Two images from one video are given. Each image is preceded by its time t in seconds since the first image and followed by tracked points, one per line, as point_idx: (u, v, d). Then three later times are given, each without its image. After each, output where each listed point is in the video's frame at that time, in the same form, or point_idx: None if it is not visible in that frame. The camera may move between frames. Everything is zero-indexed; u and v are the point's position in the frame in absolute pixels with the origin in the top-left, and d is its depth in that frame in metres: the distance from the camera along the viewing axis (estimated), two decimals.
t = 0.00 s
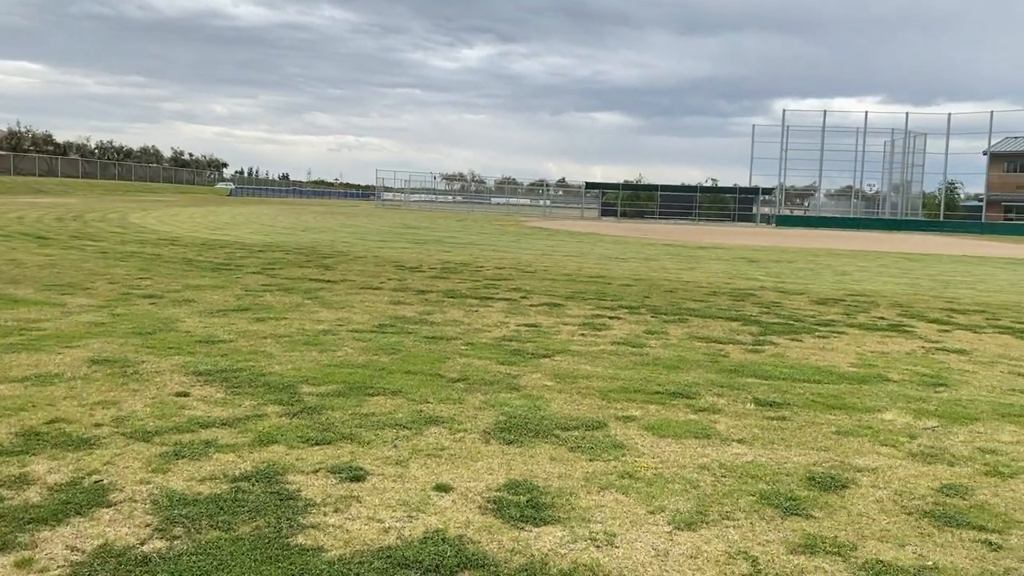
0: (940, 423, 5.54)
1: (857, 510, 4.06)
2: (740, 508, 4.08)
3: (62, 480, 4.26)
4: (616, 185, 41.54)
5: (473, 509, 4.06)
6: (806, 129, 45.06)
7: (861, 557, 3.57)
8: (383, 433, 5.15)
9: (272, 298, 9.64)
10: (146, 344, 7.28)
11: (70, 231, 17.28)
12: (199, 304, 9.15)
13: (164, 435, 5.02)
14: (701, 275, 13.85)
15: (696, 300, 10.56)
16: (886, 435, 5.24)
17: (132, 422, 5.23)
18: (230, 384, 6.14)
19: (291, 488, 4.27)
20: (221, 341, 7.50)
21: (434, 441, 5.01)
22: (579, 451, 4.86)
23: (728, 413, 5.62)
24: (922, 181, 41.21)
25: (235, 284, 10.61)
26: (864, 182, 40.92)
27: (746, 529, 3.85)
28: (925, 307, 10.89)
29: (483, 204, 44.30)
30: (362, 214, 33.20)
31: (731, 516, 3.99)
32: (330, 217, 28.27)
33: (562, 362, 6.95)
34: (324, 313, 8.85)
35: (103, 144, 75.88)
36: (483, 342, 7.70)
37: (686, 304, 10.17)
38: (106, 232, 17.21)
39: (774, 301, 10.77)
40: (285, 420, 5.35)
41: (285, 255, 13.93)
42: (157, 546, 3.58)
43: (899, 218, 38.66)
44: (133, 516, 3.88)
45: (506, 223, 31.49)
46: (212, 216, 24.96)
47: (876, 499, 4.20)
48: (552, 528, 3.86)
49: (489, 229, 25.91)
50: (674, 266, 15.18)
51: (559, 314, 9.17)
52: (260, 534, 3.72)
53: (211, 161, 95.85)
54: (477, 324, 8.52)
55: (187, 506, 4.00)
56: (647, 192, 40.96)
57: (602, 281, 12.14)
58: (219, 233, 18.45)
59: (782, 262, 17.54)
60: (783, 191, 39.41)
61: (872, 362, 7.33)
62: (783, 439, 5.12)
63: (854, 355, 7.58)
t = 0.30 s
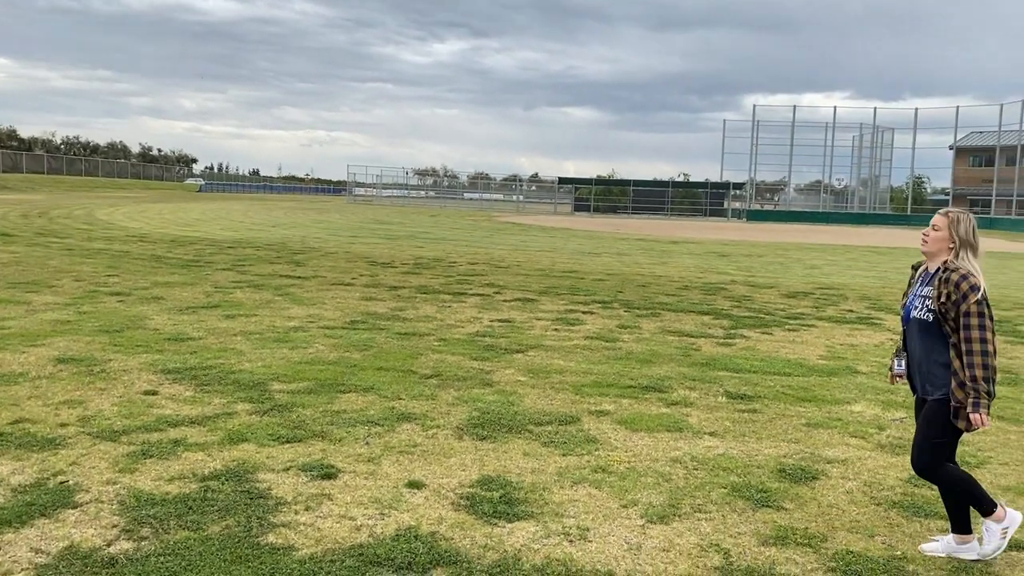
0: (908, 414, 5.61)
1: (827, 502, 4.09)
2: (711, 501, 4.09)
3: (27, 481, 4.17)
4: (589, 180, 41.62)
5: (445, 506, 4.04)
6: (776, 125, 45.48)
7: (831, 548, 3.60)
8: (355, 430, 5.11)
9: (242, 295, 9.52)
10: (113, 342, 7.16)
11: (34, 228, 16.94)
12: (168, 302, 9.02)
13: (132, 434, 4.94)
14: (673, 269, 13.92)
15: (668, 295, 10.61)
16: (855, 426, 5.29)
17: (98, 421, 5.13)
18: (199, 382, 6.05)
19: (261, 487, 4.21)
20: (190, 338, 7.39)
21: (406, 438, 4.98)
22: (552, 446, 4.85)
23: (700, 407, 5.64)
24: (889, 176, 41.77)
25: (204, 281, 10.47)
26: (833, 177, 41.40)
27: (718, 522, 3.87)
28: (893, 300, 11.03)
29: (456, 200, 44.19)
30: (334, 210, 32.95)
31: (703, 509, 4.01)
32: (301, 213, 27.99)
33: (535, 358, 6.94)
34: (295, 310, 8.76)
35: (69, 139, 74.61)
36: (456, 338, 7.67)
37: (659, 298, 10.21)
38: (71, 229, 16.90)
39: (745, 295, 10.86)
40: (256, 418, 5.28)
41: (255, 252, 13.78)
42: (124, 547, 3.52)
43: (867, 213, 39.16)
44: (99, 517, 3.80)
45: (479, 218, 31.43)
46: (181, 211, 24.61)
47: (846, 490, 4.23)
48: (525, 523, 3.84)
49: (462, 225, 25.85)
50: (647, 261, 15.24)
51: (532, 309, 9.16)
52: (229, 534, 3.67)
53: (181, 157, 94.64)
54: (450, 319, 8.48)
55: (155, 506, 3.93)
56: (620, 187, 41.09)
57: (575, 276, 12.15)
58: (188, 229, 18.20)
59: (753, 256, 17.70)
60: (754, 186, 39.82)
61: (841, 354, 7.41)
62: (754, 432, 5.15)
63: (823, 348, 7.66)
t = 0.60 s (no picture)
0: (889, 407, 5.65)
1: (810, 494, 4.12)
2: (695, 495, 4.11)
3: (5, 481, 4.12)
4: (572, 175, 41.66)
5: (429, 502, 4.03)
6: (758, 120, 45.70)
7: (814, 540, 3.62)
8: (338, 427, 5.09)
9: (223, 292, 9.45)
10: (92, 340, 7.08)
11: (11, 225, 16.74)
12: (148, 299, 8.93)
13: (112, 433, 4.89)
14: (655, 264, 13.95)
15: (651, 290, 10.63)
16: (837, 419, 5.33)
17: (78, 420, 5.08)
18: (180, 380, 6.00)
19: (244, 485, 4.18)
20: (171, 336, 7.33)
21: (389, 434, 4.96)
22: (535, 441, 4.85)
23: (683, 401, 5.66)
24: (870, 170, 42.07)
25: (185, 278, 10.38)
26: (814, 171, 41.63)
27: (701, 516, 3.88)
28: (874, 294, 11.11)
29: (438, 195, 44.08)
30: (316, 205, 32.78)
31: (686, 503, 4.02)
32: (283, 209, 27.81)
33: (518, 353, 6.93)
34: (277, 307, 8.71)
35: (46, 136, 73.78)
36: (439, 334, 7.65)
37: (641, 293, 10.23)
38: (50, 226, 16.71)
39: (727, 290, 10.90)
40: (238, 416, 5.24)
41: (237, 248, 13.68)
42: (105, 547, 3.48)
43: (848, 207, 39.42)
44: (79, 516, 3.76)
45: (461, 214, 31.36)
46: (161, 208, 24.39)
47: (828, 483, 4.26)
48: (509, 518, 3.84)
49: (444, 221, 25.80)
50: (629, 256, 15.28)
51: (515, 304, 9.15)
52: (211, 532, 3.64)
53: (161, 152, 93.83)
54: (433, 315, 8.46)
55: (137, 505, 3.89)
56: (602, 182, 41.16)
57: (558, 271, 12.15)
58: (168, 225, 18.04)
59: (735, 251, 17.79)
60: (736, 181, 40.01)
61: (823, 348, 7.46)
62: (737, 426, 5.17)
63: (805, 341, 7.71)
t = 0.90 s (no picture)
0: (880, 401, 5.68)
1: (802, 488, 4.14)
2: (687, 490, 4.12)
3: None
4: (563, 170, 41.66)
5: (422, 498, 4.04)
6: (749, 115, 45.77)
7: (806, 534, 3.64)
8: (331, 423, 5.09)
9: (215, 289, 9.43)
10: (83, 337, 7.06)
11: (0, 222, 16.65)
12: (139, 296, 8.90)
13: (104, 430, 4.88)
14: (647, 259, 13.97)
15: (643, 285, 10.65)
16: (828, 413, 5.35)
17: (69, 418, 5.06)
18: (173, 377, 5.98)
19: (237, 482, 4.18)
20: (163, 333, 7.30)
21: (382, 430, 4.96)
22: (528, 436, 4.86)
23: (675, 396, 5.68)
24: (861, 165, 42.18)
25: (176, 275, 10.35)
26: (805, 166, 41.74)
27: (694, 510, 3.90)
28: (865, 288, 11.16)
29: (430, 190, 44.05)
30: (307, 202, 32.66)
31: (679, 498, 4.03)
32: (273, 205, 27.73)
33: (511, 349, 6.94)
34: (269, 303, 8.69)
35: (35, 132, 73.38)
36: (432, 330, 7.65)
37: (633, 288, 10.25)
38: (39, 223, 16.63)
39: (719, 285, 10.93)
40: (230, 413, 5.23)
41: (228, 245, 13.65)
42: (98, 544, 3.48)
43: (839, 202, 39.53)
44: (72, 514, 3.75)
45: (453, 209, 31.33)
46: (150, 205, 24.31)
47: (819, 477, 4.28)
48: (502, 514, 3.85)
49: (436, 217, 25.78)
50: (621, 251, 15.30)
51: (507, 300, 9.15)
52: (205, 529, 3.63)
53: (151, 148, 93.33)
54: (425, 311, 8.46)
55: (129, 503, 3.89)
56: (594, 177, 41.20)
57: (550, 267, 12.17)
58: (159, 222, 17.97)
59: (726, 246, 17.83)
60: (727, 175, 40.09)
61: (814, 342, 7.49)
62: (729, 420, 5.19)
63: (797, 336, 7.73)
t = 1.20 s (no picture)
0: (878, 394, 5.69)
1: (800, 482, 4.15)
2: (686, 483, 4.13)
3: None
4: (561, 164, 41.61)
5: (421, 492, 4.04)
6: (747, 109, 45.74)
7: (804, 527, 3.65)
8: (330, 418, 5.09)
9: (213, 284, 9.42)
10: (81, 333, 7.05)
11: None
12: (137, 292, 8.89)
13: (103, 426, 4.88)
14: (645, 253, 13.97)
15: (641, 279, 10.66)
16: (826, 407, 5.37)
17: (68, 413, 5.06)
18: (171, 372, 5.98)
19: (236, 477, 4.18)
20: (161, 329, 7.30)
21: (381, 425, 4.97)
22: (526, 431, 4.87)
23: (673, 390, 5.69)
24: (859, 158, 42.16)
25: (174, 270, 10.34)
26: (803, 159, 41.71)
27: (692, 503, 3.91)
28: (862, 281, 11.16)
29: (428, 185, 43.98)
30: (305, 197, 32.60)
31: (677, 491, 4.04)
32: (271, 200, 27.68)
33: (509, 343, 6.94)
34: (267, 299, 8.69)
35: (32, 128, 73.18)
36: (430, 325, 7.65)
37: (631, 283, 10.25)
38: (37, 219, 16.61)
39: (717, 279, 10.93)
40: (229, 408, 5.24)
41: (225, 240, 13.64)
42: (97, 540, 3.48)
43: (837, 196, 39.51)
44: (71, 510, 3.76)
45: (451, 204, 31.29)
46: (148, 200, 24.26)
47: (817, 471, 4.29)
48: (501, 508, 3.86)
49: (434, 211, 25.75)
50: (620, 246, 15.30)
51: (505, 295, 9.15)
52: (204, 524, 3.64)
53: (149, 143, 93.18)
54: (423, 306, 8.46)
55: (128, 498, 3.89)
56: (591, 171, 41.15)
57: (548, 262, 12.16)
58: (157, 217, 17.95)
59: (725, 240, 17.85)
60: (725, 169, 40.09)
61: (812, 336, 7.50)
62: (727, 414, 5.20)
63: (795, 330, 7.75)
